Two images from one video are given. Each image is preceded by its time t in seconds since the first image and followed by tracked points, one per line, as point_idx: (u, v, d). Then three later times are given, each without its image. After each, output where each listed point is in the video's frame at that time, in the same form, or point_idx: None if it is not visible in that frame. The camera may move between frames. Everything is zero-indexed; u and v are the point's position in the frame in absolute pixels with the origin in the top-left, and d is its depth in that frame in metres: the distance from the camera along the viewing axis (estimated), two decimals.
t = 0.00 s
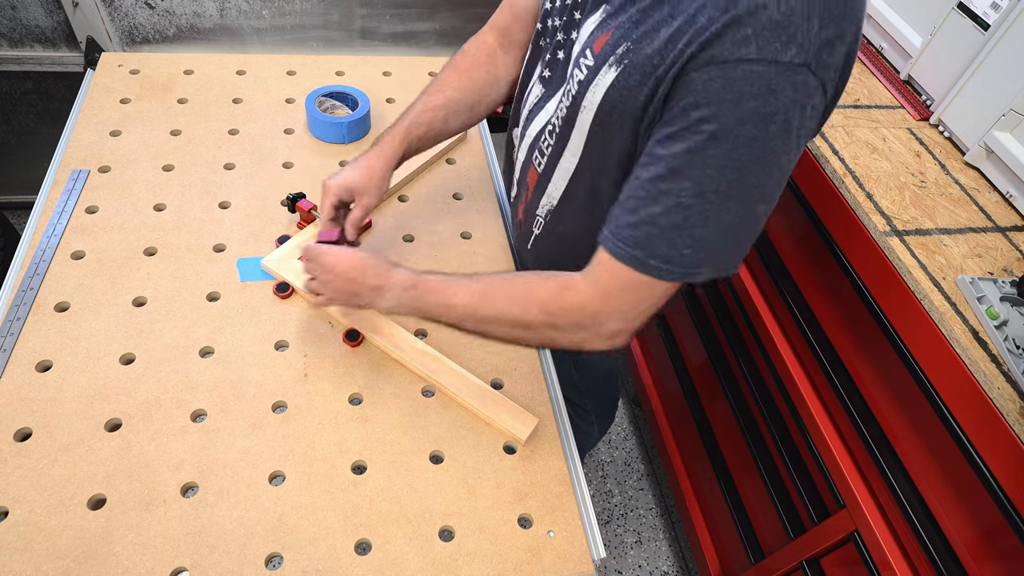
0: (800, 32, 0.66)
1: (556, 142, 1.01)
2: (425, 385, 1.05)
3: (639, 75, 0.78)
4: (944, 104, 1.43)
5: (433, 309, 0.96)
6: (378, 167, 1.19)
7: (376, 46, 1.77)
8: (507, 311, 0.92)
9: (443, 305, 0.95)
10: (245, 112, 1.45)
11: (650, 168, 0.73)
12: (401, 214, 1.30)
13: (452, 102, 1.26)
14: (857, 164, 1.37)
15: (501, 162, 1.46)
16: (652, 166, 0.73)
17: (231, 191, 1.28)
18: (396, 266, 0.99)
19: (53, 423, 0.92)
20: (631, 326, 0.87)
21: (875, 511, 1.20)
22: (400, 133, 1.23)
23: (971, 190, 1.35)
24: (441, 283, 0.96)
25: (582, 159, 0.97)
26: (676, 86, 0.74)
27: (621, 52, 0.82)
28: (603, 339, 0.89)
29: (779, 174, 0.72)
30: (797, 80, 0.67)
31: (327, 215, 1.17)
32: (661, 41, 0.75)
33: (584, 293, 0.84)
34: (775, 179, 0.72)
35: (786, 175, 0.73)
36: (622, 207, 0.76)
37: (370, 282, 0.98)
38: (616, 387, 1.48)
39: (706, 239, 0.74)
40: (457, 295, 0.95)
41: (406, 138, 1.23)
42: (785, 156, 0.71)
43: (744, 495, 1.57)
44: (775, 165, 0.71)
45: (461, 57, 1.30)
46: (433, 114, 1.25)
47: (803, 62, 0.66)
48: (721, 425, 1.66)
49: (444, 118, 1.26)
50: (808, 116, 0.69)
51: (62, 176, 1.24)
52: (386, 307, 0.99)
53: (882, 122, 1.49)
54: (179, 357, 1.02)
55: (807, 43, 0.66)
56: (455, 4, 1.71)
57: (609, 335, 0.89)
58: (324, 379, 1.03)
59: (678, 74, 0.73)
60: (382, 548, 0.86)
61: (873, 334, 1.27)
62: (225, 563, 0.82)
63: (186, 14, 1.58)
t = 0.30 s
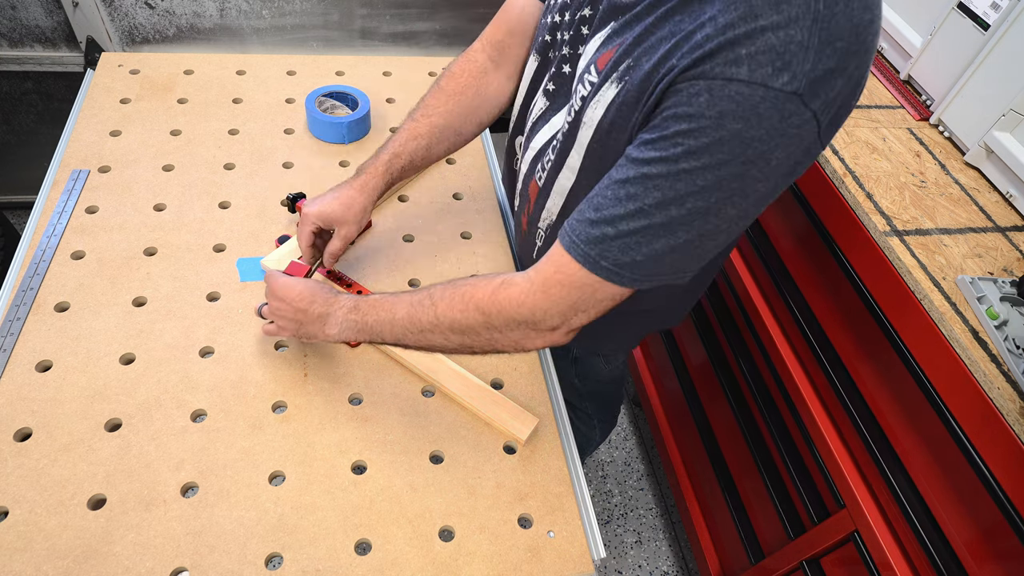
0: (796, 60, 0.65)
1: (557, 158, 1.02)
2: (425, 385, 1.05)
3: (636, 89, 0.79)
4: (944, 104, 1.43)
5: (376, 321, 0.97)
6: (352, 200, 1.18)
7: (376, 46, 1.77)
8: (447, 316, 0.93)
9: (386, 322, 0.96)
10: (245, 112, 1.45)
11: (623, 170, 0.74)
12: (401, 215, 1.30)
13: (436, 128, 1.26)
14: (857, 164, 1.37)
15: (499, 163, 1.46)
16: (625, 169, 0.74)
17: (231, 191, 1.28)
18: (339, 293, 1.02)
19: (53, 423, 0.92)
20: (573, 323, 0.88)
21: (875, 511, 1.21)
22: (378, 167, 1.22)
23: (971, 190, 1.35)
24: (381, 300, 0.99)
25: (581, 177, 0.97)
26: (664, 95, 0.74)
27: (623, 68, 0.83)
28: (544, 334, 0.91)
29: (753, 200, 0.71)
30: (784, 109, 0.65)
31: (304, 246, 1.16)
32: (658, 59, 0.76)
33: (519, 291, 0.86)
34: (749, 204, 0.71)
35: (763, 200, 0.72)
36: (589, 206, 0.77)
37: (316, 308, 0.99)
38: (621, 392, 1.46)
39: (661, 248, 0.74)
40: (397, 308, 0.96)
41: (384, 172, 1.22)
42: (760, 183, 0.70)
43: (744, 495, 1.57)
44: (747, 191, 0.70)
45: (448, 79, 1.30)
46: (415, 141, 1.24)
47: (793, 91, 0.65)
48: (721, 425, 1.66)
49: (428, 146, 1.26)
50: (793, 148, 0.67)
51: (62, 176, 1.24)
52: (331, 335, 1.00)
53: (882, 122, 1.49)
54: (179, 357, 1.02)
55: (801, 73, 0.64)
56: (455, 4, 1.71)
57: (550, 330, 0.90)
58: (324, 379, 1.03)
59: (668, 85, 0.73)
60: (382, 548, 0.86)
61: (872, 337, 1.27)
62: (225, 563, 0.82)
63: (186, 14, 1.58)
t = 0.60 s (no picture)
0: (788, 83, 0.64)
1: (552, 171, 1.02)
2: (425, 385, 1.05)
3: (628, 108, 0.79)
4: (944, 104, 1.43)
5: (379, 336, 0.97)
6: (356, 202, 1.18)
7: (376, 46, 1.77)
8: (451, 337, 0.93)
9: (389, 336, 0.96)
10: (245, 113, 1.45)
11: (618, 198, 0.74)
12: (400, 215, 1.30)
13: (441, 132, 1.26)
14: (856, 164, 1.37)
15: (500, 162, 1.46)
16: (619, 195, 0.74)
17: (231, 191, 1.28)
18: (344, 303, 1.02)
19: (53, 423, 0.92)
20: (578, 351, 0.88)
21: (875, 511, 1.20)
22: (383, 171, 1.21)
23: (971, 190, 1.35)
24: (385, 314, 0.98)
25: (574, 191, 0.97)
26: (655, 118, 0.74)
27: (614, 84, 0.83)
28: (546, 363, 0.90)
29: (750, 223, 0.71)
30: (778, 132, 0.65)
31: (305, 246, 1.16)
32: (649, 79, 0.76)
33: (523, 318, 0.86)
34: (746, 227, 0.71)
35: (760, 223, 0.72)
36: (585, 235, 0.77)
37: (320, 318, 0.99)
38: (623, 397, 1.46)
39: (659, 276, 0.74)
40: (400, 324, 0.96)
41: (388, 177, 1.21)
42: (756, 207, 0.69)
43: (744, 495, 1.57)
44: (744, 215, 0.70)
45: (454, 84, 1.30)
46: (419, 145, 1.24)
47: (786, 114, 0.64)
48: (721, 426, 1.66)
49: (433, 150, 1.26)
50: (788, 170, 0.67)
51: (62, 176, 1.24)
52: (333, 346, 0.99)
53: (882, 122, 1.48)
54: (179, 357, 1.02)
55: (794, 95, 0.64)
56: (455, 4, 1.71)
57: (553, 360, 0.90)
58: (324, 379, 1.03)
59: (659, 107, 0.72)
60: (382, 548, 0.86)
61: (873, 341, 1.27)
62: (225, 562, 0.82)
63: (186, 14, 1.58)
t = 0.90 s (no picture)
0: (788, 95, 0.64)
1: (549, 177, 1.02)
2: (425, 385, 1.05)
3: (626, 117, 0.79)
4: (944, 104, 1.43)
5: (379, 340, 0.97)
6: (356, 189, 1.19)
7: (376, 47, 1.77)
8: (453, 349, 0.93)
9: (388, 341, 0.96)
10: (245, 113, 1.45)
11: (619, 213, 0.74)
12: (400, 215, 1.30)
13: (446, 123, 1.26)
14: (856, 164, 1.37)
15: (500, 163, 1.46)
16: (620, 211, 0.74)
17: (231, 191, 1.28)
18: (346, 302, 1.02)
19: (53, 423, 0.92)
20: (581, 373, 0.88)
21: (875, 511, 1.20)
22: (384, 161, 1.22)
23: (971, 190, 1.35)
24: (388, 320, 0.98)
25: (571, 198, 0.97)
26: (654, 131, 0.74)
27: (611, 93, 0.83)
28: (549, 383, 0.90)
29: (751, 239, 0.71)
30: (778, 147, 0.65)
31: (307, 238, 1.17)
32: (647, 89, 0.76)
33: (528, 336, 0.86)
34: (748, 242, 0.71)
35: (761, 237, 0.71)
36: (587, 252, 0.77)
37: (316, 316, 0.99)
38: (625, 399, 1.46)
39: (662, 290, 0.74)
40: (401, 332, 0.96)
41: (389, 165, 1.22)
42: (758, 221, 0.69)
43: (744, 495, 1.57)
44: (746, 229, 0.69)
45: (459, 77, 1.30)
46: (423, 136, 1.24)
47: (786, 127, 0.64)
48: (721, 425, 1.67)
49: (437, 141, 1.26)
50: (789, 184, 0.67)
51: (62, 176, 1.24)
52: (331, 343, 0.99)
53: (882, 122, 1.48)
54: (179, 357, 1.02)
55: (794, 108, 0.64)
56: (455, 4, 1.71)
57: (556, 380, 0.89)
58: (324, 379, 1.03)
59: (658, 119, 0.72)
60: (382, 548, 0.86)
61: (875, 342, 1.27)
62: (225, 562, 0.82)
63: (186, 13, 1.58)
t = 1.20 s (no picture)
0: (780, 104, 0.64)
1: (548, 183, 1.02)
2: (425, 385, 1.05)
3: (620, 122, 0.80)
4: (944, 104, 1.43)
5: (357, 330, 0.97)
6: (359, 202, 1.18)
7: (376, 47, 1.77)
8: (426, 336, 0.92)
9: (365, 330, 0.96)
10: (245, 112, 1.45)
11: (604, 209, 0.75)
12: (399, 216, 1.30)
13: (444, 134, 1.26)
14: (856, 164, 1.37)
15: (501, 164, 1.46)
16: (605, 208, 0.75)
17: (231, 191, 1.28)
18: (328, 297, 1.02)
19: (53, 423, 0.92)
20: (552, 363, 0.87)
21: (875, 511, 1.20)
22: (386, 173, 1.21)
23: (971, 190, 1.35)
24: (366, 310, 0.98)
25: (569, 203, 0.97)
26: (645, 134, 0.74)
27: (608, 98, 0.83)
28: (522, 373, 0.89)
29: (734, 243, 0.71)
30: (767, 154, 0.65)
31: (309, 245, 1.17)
32: (641, 94, 0.76)
33: (499, 322, 0.86)
34: (731, 247, 0.71)
35: (745, 243, 0.72)
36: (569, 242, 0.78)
37: (301, 306, 1.00)
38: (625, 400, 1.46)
39: (644, 289, 0.74)
40: (378, 321, 0.96)
41: (392, 180, 1.21)
42: (742, 227, 0.69)
43: (744, 495, 1.57)
44: (730, 234, 0.70)
45: (456, 88, 1.30)
46: (422, 147, 1.24)
47: (777, 135, 0.64)
48: (721, 425, 1.67)
49: (436, 152, 1.26)
50: (776, 193, 0.67)
51: (62, 176, 1.24)
52: (310, 334, 0.99)
53: (882, 122, 1.48)
54: (179, 357, 1.02)
55: (784, 117, 0.64)
56: (455, 4, 1.71)
57: (529, 370, 0.88)
58: (325, 379, 1.03)
59: (649, 123, 0.73)
60: (382, 548, 0.86)
61: (876, 343, 1.27)
62: (225, 563, 0.82)
63: (186, 14, 1.58)
